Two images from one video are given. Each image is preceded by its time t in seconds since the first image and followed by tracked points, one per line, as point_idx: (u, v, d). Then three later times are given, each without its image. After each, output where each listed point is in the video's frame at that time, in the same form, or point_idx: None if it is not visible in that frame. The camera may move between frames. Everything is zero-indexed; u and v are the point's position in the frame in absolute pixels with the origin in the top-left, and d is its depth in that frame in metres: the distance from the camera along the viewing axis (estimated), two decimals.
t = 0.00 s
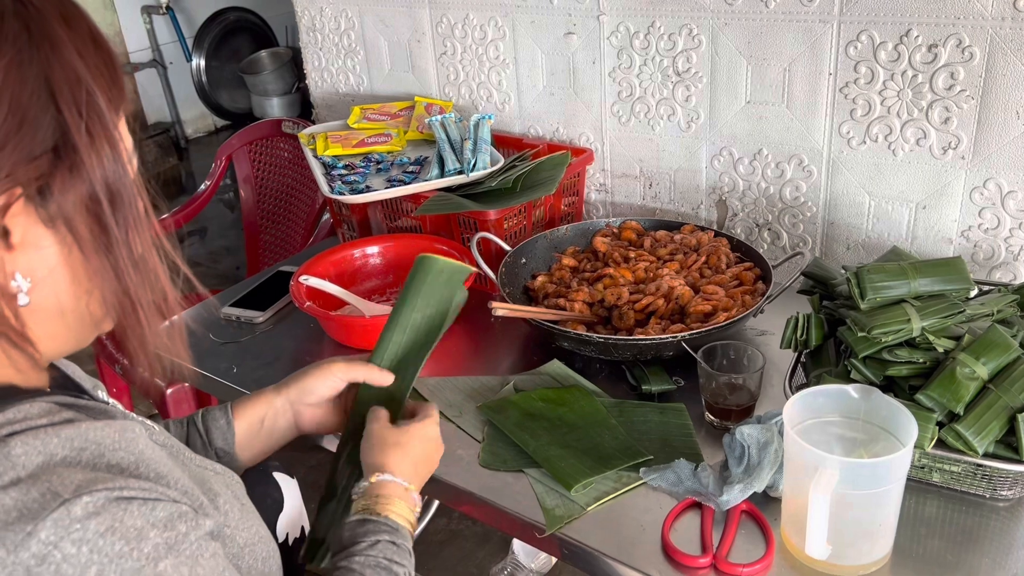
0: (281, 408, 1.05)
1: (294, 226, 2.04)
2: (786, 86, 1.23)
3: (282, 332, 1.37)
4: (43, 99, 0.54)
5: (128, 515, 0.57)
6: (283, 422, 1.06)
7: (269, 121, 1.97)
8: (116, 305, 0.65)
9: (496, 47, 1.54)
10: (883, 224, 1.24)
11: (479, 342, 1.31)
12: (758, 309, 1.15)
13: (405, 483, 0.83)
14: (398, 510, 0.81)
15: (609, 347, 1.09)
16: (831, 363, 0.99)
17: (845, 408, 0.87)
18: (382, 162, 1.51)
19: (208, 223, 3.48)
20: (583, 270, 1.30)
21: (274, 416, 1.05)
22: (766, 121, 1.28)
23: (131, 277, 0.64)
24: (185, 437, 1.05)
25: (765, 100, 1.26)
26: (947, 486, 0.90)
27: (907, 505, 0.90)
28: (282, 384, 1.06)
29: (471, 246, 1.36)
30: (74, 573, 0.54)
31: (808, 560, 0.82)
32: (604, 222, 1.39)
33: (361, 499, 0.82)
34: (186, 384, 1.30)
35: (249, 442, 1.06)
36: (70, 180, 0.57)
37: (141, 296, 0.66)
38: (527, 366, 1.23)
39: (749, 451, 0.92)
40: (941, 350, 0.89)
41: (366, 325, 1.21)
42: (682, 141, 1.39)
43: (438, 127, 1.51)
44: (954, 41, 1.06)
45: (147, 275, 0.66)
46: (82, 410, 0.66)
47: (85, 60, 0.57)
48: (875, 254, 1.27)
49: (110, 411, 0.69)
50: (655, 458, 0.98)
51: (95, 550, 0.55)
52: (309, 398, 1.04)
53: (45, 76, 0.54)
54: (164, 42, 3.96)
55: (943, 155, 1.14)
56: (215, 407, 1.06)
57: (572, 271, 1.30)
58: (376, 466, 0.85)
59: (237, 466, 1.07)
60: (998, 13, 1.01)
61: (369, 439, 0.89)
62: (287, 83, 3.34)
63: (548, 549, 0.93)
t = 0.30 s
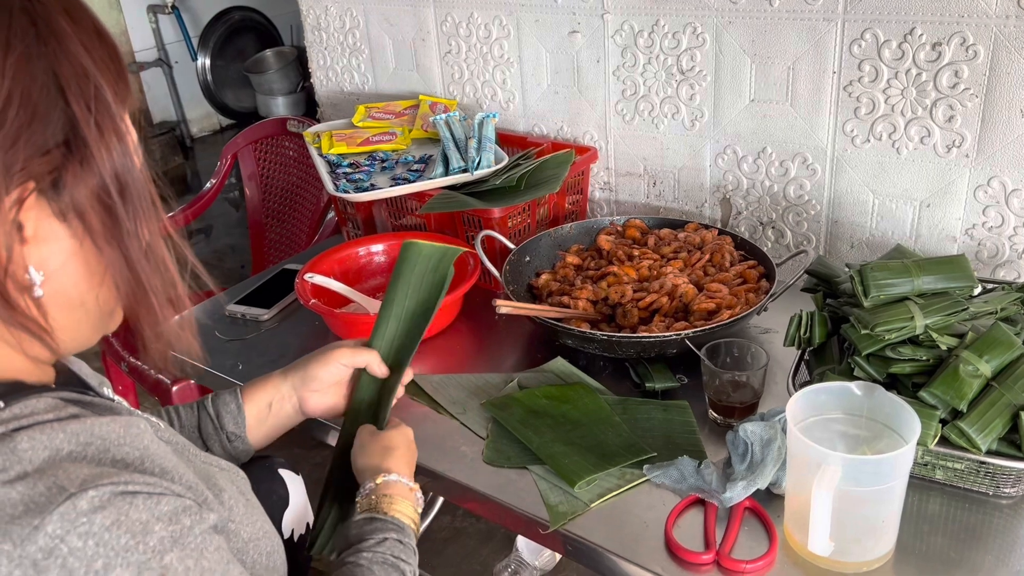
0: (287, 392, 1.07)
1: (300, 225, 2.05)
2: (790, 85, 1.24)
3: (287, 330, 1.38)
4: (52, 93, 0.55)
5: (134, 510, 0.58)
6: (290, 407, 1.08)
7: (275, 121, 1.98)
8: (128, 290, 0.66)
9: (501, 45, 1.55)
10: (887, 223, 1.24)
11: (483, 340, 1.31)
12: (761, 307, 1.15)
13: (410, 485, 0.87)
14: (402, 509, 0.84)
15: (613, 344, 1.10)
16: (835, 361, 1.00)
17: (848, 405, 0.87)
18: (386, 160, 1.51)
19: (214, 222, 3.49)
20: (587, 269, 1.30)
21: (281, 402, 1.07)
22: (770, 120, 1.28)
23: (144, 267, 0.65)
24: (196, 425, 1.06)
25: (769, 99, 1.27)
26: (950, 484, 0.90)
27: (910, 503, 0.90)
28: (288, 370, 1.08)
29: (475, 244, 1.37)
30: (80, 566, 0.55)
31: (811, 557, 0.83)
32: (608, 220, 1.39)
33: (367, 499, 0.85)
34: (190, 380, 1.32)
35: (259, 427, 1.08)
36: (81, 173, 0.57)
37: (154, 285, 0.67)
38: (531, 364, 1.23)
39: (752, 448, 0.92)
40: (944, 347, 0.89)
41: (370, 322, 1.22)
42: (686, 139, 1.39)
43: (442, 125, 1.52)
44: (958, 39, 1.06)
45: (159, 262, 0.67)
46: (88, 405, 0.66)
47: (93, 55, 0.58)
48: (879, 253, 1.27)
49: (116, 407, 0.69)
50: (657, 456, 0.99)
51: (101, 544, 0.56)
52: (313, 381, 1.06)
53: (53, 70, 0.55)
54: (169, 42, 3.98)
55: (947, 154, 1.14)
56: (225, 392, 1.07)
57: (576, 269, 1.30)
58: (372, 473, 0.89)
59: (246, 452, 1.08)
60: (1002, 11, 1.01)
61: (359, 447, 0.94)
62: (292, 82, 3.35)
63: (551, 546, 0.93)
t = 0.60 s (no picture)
0: (306, 386, 1.06)
1: (305, 225, 2.05)
2: (795, 86, 1.23)
3: (292, 330, 1.38)
4: (56, 96, 0.55)
5: (138, 506, 0.59)
6: (312, 400, 1.07)
7: (281, 121, 1.99)
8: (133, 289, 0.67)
9: (506, 46, 1.55)
10: (892, 224, 1.24)
11: (488, 341, 1.32)
12: (766, 308, 1.15)
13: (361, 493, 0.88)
14: (359, 516, 0.85)
15: (617, 346, 1.10)
16: (839, 362, 1.00)
17: (853, 407, 0.87)
18: (391, 161, 1.52)
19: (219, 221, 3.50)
20: (591, 269, 1.30)
21: (300, 396, 1.07)
22: (774, 121, 1.28)
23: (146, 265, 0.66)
24: (213, 421, 1.07)
25: (774, 99, 1.26)
26: (955, 486, 0.90)
27: (914, 505, 0.90)
28: (305, 363, 1.07)
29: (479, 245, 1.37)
30: (87, 563, 0.56)
31: (816, 558, 0.82)
32: (613, 221, 1.39)
33: (320, 512, 0.86)
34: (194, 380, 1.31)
35: (277, 420, 1.07)
36: (86, 175, 0.58)
37: (156, 282, 0.68)
38: (536, 365, 1.24)
39: (756, 449, 0.92)
40: (949, 349, 0.89)
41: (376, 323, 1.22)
42: (691, 140, 1.39)
43: (447, 126, 1.52)
44: (964, 40, 1.06)
45: (159, 261, 0.68)
46: (95, 406, 0.67)
47: (95, 57, 0.58)
48: (884, 254, 1.27)
49: (123, 407, 0.70)
50: (662, 457, 0.99)
51: (107, 541, 0.57)
52: (330, 374, 1.05)
53: (57, 73, 0.55)
54: (175, 42, 3.98)
55: (952, 155, 1.14)
56: (240, 387, 1.08)
57: (581, 270, 1.30)
58: (333, 485, 0.90)
59: (264, 447, 1.09)
60: (1008, 11, 1.01)
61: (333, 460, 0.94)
62: (297, 82, 3.36)
63: (555, 546, 0.93)
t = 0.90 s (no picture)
0: (277, 352, 1.08)
1: (310, 224, 2.06)
2: (801, 86, 1.23)
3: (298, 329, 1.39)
4: (77, 97, 0.56)
5: (158, 501, 0.59)
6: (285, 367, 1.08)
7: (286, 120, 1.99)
8: (148, 289, 0.68)
9: (511, 46, 1.55)
10: (898, 224, 1.23)
11: (493, 340, 1.32)
12: (771, 308, 1.15)
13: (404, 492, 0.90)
14: (398, 514, 0.87)
15: (622, 345, 1.10)
16: (845, 362, 1.00)
17: (858, 407, 0.87)
18: (397, 160, 1.52)
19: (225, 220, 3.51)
20: (596, 269, 1.30)
21: (274, 362, 1.08)
22: (780, 121, 1.28)
23: (161, 263, 0.67)
24: (196, 397, 1.08)
25: (780, 99, 1.26)
26: (961, 485, 0.90)
27: (921, 505, 0.90)
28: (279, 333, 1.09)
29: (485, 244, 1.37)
30: (108, 557, 0.56)
31: (821, 558, 0.83)
32: (618, 221, 1.39)
33: (361, 507, 0.89)
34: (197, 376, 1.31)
35: (256, 390, 1.09)
36: (106, 175, 0.59)
37: (171, 282, 0.69)
38: (541, 364, 1.24)
39: (762, 449, 0.92)
40: (955, 349, 0.89)
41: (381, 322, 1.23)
42: (697, 140, 1.39)
43: (452, 125, 1.52)
44: (970, 40, 1.06)
45: (174, 262, 0.69)
46: (110, 402, 0.67)
47: (114, 57, 0.58)
48: (890, 254, 1.27)
49: (134, 404, 0.70)
50: (667, 456, 0.99)
51: (128, 535, 0.57)
52: (299, 335, 1.05)
53: (77, 74, 0.56)
54: (181, 41, 3.99)
55: (959, 154, 1.13)
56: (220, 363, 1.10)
57: (586, 269, 1.31)
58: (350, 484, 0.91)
59: (248, 420, 1.09)
60: (1015, 11, 1.01)
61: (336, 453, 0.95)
62: (302, 82, 3.36)
63: (561, 545, 0.93)
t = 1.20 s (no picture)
0: (292, 364, 1.08)
1: (315, 223, 2.06)
2: (805, 85, 1.23)
3: (303, 328, 1.39)
4: (93, 95, 0.56)
5: (168, 500, 0.60)
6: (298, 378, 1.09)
7: (291, 119, 1.99)
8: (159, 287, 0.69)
9: (516, 45, 1.55)
10: (903, 223, 1.23)
11: (497, 339, 1.32)
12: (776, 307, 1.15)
13: (406, 492, 0.89)
14: (401, 516, 0.86)
15: (627, 344, 1.10)
16: (850, 361, 1.00)
17: (864, 405, 0.87)
18: (401, 159, 1.52)
19: (229, 220, 3.52)
20: (601, 268, 1.30)
21: (286, 374, 1.09)
22: (784, 120, 1.28)
23: (173, 262, 0.67)
24: (205, 407, 1.08)
25: (785, 98, 1.26)
26: (966, 485, 0.90)
27: (926, 504, 0.89)
28: (292, 343, 1.09)
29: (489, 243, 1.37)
30: (117, 554, 0.57)
31: (826, 557, 0.82)
32: (622, 220, 1.39)
33: (363, 510, 0.87)
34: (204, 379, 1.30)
35: (266, 402, 1.09)
36: (120, 173, 0.59)
37: (183, 282, 0.69)
38: (545, 363, 1.24)
39: (767, 448, 0.92)
40: (960, 348, 0.89)
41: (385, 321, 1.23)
42: (702, 139, 1.39)
43: (457, 124, 1.52)
44: (975, 39, 1.06)
45: (187, 262, 0.69)
46: (121, 399, 0.68)
47: (130, 56, 0.59)
48: (895, 253, 1.27)
49: (143, 400, 0.70)
50: (672, 455, 0.99)
51: (137, 532, 0.57)
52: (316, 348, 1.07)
53: (94, 72, 0.56)
54: (185, 41, 4.00)
55: (964, 153, 1.13)
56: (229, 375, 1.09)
57: (590, 268, 1.31)
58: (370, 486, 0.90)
59: (257, 432, 1.09)
60: (1020, 10, 1.01)
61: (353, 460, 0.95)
62: (307, 82, 3.37)
63: (565, 544, 0.93)
